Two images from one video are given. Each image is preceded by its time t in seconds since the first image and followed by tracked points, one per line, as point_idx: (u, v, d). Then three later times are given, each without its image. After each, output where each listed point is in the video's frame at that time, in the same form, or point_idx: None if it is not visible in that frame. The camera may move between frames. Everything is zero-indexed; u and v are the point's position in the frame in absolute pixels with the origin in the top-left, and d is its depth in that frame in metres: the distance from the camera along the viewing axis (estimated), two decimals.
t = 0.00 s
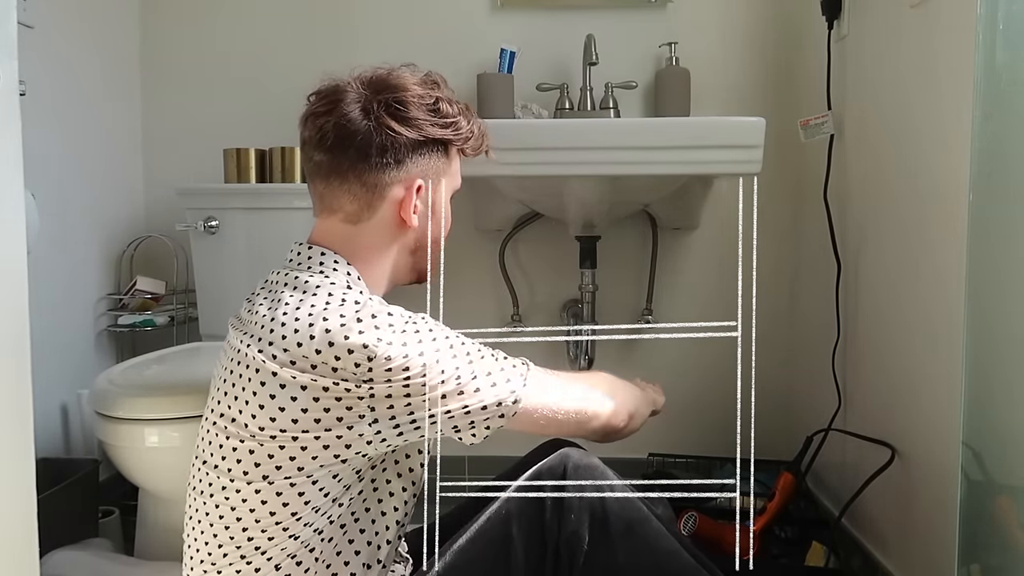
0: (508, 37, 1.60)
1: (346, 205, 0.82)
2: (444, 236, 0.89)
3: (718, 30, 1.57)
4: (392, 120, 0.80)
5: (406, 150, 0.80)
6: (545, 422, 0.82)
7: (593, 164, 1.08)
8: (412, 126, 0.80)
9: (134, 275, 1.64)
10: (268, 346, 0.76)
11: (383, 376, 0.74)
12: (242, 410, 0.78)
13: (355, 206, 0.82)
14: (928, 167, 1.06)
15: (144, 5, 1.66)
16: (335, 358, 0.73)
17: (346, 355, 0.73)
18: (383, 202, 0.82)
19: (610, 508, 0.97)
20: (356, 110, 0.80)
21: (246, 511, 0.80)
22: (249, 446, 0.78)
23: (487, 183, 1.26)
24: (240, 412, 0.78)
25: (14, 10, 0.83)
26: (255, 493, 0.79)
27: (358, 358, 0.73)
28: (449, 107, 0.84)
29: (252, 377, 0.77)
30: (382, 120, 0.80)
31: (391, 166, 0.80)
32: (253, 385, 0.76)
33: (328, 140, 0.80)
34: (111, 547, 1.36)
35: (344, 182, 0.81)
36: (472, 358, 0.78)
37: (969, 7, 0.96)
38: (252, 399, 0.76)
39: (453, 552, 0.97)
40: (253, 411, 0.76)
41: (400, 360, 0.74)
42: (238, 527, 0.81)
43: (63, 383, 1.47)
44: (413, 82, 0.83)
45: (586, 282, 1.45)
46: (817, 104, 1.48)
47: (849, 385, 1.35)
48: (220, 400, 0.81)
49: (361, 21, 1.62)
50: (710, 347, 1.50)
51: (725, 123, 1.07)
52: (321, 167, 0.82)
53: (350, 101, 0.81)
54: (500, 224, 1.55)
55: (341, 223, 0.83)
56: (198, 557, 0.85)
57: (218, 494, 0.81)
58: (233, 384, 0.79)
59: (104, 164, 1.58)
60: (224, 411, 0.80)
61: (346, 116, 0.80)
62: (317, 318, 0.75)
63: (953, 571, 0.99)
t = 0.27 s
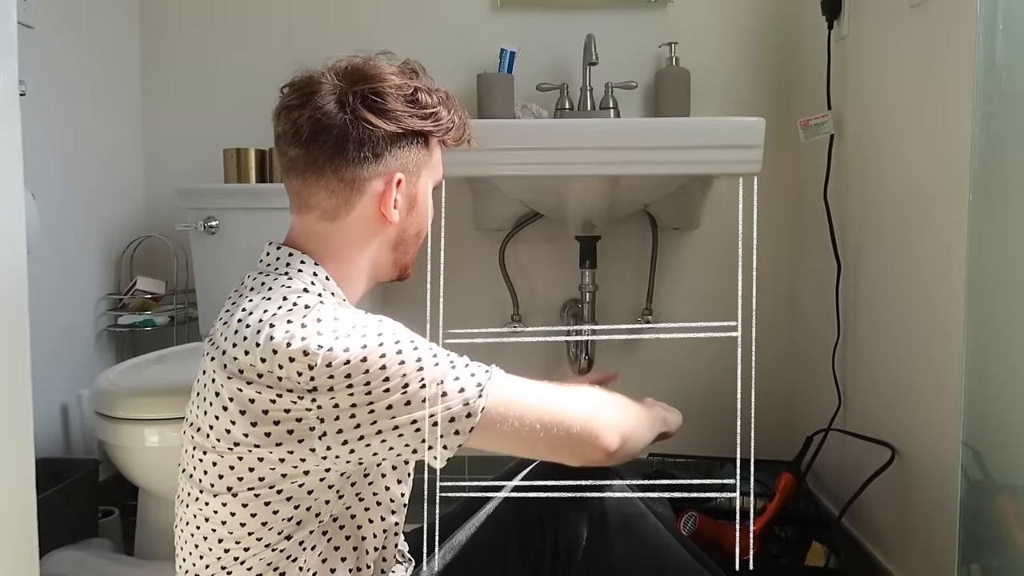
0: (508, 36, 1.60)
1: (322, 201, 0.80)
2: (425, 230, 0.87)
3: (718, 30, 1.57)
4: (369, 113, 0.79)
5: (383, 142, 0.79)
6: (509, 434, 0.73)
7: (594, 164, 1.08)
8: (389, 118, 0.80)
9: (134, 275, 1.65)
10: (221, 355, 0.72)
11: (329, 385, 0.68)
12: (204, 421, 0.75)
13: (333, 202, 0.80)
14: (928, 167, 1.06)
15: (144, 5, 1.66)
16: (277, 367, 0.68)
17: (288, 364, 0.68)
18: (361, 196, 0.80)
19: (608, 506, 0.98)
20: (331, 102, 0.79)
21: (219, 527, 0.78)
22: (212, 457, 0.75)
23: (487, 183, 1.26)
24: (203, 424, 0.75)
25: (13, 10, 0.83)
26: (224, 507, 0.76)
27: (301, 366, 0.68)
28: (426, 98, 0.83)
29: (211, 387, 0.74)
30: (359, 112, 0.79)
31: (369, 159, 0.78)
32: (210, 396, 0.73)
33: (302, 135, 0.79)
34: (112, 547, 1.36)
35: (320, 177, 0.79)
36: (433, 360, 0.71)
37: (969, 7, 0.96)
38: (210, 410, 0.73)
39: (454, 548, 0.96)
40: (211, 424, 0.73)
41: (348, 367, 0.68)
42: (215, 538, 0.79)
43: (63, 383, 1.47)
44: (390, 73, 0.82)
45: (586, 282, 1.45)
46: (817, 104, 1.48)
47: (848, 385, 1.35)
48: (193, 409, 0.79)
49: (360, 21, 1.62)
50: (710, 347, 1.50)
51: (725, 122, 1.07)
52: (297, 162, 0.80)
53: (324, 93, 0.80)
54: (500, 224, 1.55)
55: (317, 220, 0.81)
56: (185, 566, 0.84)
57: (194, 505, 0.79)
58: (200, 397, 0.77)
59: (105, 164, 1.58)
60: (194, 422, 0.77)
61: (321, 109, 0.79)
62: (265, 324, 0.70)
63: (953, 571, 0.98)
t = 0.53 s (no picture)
0: (508, 37, 1.60)
1: (318, 206, 0.81)
2: (425, 229, 0.88)
3: (718, 30, 1.57)
4: (361, 117, 0.78)
5: (377, 146, 0.78)
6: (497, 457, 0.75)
7: (594, 164, 1.08)
8: (383, 120, 0.78)
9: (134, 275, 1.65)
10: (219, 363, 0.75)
11: (318, 401, 0.70)
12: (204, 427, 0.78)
13: (328, 207, 0.81)
14: (927, 167, 1.06)
15: (144, 5, 1.67)
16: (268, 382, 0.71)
17: (278, 379, 0.70)
18: (356, 202, 0.81)
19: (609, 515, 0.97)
20: (324, 105, 0.78)
21: (218, 529, 0.81)
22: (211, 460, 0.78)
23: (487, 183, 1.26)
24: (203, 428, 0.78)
25: (14, 10, 0.83)
26: (221, 509, 0.80)
27: (290, 382, 0.70)
28: (422, 96, 0.81)
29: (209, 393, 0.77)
30: (351, 116, 0.78)
31: (362, 164, 0.79)
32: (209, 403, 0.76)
33: (296, 140, 0.79)
34: (111, 547, 1.37)
35: (315, 183, 0.80)
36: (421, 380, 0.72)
37: (968, 8, 0.96)
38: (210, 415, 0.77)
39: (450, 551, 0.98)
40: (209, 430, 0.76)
41: (335, 385, 0.70)
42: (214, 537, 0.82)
43: (63, 383, 1.47)
44: (385, 70, 0.80)
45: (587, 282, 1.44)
46: (816, 104, 1.48)
47: (848, 385, 1.35)
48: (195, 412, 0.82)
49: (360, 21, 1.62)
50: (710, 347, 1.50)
51: (725, 122, 1.07)
52: (292, 166, 0.80)
53: (317, 95, 0.79)
54: (499, 224, 1.55)
55: (313, 224, 0.82)
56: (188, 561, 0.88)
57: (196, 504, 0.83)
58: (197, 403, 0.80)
59: (105, 164, 1.58)
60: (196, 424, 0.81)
61: (313, 113, 0.78)
62: (257, 337, 0.73)
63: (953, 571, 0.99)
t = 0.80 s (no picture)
0: (508, 37, 1.60)
1: (318, 209, 0.81)
2: (425, 232, 0.88)
3: (718, 30, 1.57)
4: (362, 122, 0.77)
5: (378, 151, 0.78)
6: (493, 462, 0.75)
7: (594, 164, 1.08)
8: (383, 126, 0.78)
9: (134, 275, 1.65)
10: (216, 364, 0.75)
11: (313, 405, 0.70)
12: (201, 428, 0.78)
13: (327, 211, 0.81)
14: (927, 167, 1.06)
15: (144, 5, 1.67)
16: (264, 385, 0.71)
17: (274, 383, 0.70)
18: (356, 205, 0.81)
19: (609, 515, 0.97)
20: (325, 110, 0.78)
21: (216, 529, 0.81)
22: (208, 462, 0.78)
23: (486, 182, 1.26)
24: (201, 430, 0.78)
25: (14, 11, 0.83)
26: (218, 511, 0.80)
27: (286, 386, 0.70)
28: (424, 101, 0.81)
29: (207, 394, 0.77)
30: (351, 122, 0.77)
31: (362, 169, 0.78)
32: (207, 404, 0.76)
33: (296, 144, 0.79)
34: (112, 547, 1.37)
35: (314, 187, 0.80)
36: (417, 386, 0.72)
37: (968, 8, 0.96)
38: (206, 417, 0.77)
39: (451, 551, 0.99)
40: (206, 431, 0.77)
41: (330, 389, 0.70)
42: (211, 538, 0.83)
43: (63, 382, 1.47)
44: (386, 75, 0.80)
45: (587, 282, 1.44)
46: (816, 104, 1.48)
47: (848, 385, 1.35)
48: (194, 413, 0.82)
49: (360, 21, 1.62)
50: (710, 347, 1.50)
51: (725, 122, 1.07)
52: (292, 170, 0.80)
53: (318, 100, 0.78)
54: (499, 224, 1.55)
55: (313, 226, 0.82)
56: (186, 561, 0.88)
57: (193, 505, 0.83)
58: (196, 404, 0.80)
59: (104, 164, 1.58)
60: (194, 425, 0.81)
61: (314, 118, 0.78)
62: (255, 340, 0.73)
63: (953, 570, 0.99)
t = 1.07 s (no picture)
0: (508, 37, 1.60)
1: (321, 211, 0.82)
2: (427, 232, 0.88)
3: (718, 30, 1.57)
4: (363, 127, 0.77)
5: (380, 154, 0.78)
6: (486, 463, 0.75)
7: (594, 164, 1.08)
8: (385, 129, 0.78)
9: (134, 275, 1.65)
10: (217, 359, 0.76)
11: (307, 404, 0.70)
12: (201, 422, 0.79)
13: (331, 214, 0.81)
14: (927, 167, 1.06)
15: (144, 5, 1.67)
16: (260, 382, 0.71)
17: (269, 379, 0.70)
18: (359, 208, 0.81)
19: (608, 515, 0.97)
20: (326, 114, 0.78)
21: (214, 522, 0.82)
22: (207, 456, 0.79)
23: (487, 183, 1.26)
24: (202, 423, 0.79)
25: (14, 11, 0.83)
26: (215, 503, 0.80)
27: (281, 383, 0.70)
28: (425, 103, 0.81)
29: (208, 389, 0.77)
30: (352, 126, 0.77)
31: (364, 172, 0.78)
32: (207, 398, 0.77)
33: (299, 149, 0.79)
34: (112, 547, 1.37)
35: (318, 190, 0.80)
36: (410, 387, 0.72)
37: (968, 8, 0.96)
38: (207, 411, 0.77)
39: (451, 549, 0.99)
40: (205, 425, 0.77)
41: (324, 388, 0.70)
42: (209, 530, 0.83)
43: (63, 382, 1.47)
44: (387, 78, 0.79)
45: (587, 281, 1.44)
46: (816, 104, 1.48)
47: (848, 385, 1.35)
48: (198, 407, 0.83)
49: (360, 21, 1.62)
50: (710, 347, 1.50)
51: (725, 122, 1.07)
52: (295, 173, 0.81)
53: (320, 104, 0.78)
54: (499, 224, 1.55)
55: (317, 228, 0.83)
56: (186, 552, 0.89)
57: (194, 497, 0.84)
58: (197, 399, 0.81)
59: (104, 163, 1.58)
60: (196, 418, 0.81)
61: (316, 123, 0.78)
62: (254, 337, 0.73)
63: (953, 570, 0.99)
